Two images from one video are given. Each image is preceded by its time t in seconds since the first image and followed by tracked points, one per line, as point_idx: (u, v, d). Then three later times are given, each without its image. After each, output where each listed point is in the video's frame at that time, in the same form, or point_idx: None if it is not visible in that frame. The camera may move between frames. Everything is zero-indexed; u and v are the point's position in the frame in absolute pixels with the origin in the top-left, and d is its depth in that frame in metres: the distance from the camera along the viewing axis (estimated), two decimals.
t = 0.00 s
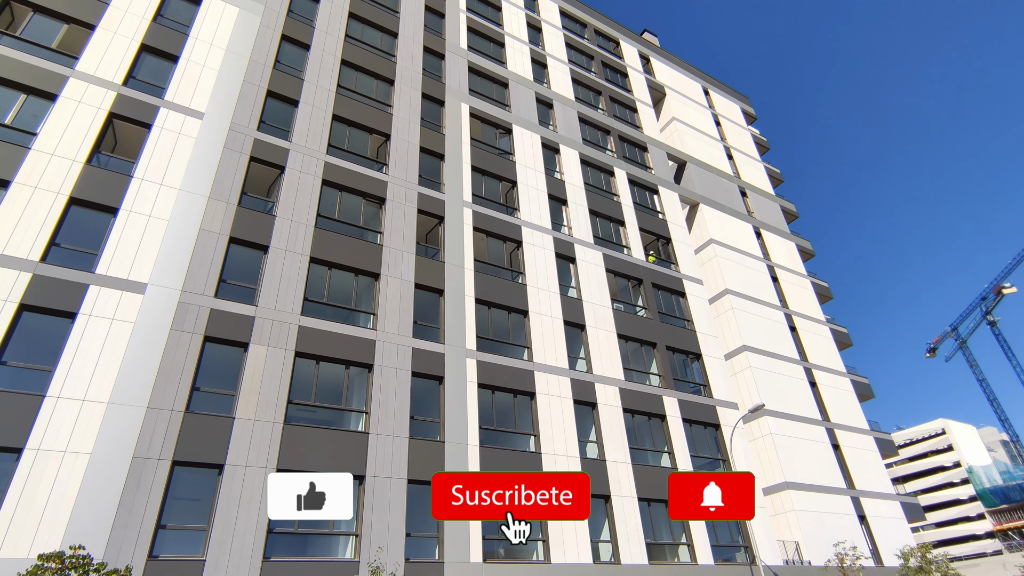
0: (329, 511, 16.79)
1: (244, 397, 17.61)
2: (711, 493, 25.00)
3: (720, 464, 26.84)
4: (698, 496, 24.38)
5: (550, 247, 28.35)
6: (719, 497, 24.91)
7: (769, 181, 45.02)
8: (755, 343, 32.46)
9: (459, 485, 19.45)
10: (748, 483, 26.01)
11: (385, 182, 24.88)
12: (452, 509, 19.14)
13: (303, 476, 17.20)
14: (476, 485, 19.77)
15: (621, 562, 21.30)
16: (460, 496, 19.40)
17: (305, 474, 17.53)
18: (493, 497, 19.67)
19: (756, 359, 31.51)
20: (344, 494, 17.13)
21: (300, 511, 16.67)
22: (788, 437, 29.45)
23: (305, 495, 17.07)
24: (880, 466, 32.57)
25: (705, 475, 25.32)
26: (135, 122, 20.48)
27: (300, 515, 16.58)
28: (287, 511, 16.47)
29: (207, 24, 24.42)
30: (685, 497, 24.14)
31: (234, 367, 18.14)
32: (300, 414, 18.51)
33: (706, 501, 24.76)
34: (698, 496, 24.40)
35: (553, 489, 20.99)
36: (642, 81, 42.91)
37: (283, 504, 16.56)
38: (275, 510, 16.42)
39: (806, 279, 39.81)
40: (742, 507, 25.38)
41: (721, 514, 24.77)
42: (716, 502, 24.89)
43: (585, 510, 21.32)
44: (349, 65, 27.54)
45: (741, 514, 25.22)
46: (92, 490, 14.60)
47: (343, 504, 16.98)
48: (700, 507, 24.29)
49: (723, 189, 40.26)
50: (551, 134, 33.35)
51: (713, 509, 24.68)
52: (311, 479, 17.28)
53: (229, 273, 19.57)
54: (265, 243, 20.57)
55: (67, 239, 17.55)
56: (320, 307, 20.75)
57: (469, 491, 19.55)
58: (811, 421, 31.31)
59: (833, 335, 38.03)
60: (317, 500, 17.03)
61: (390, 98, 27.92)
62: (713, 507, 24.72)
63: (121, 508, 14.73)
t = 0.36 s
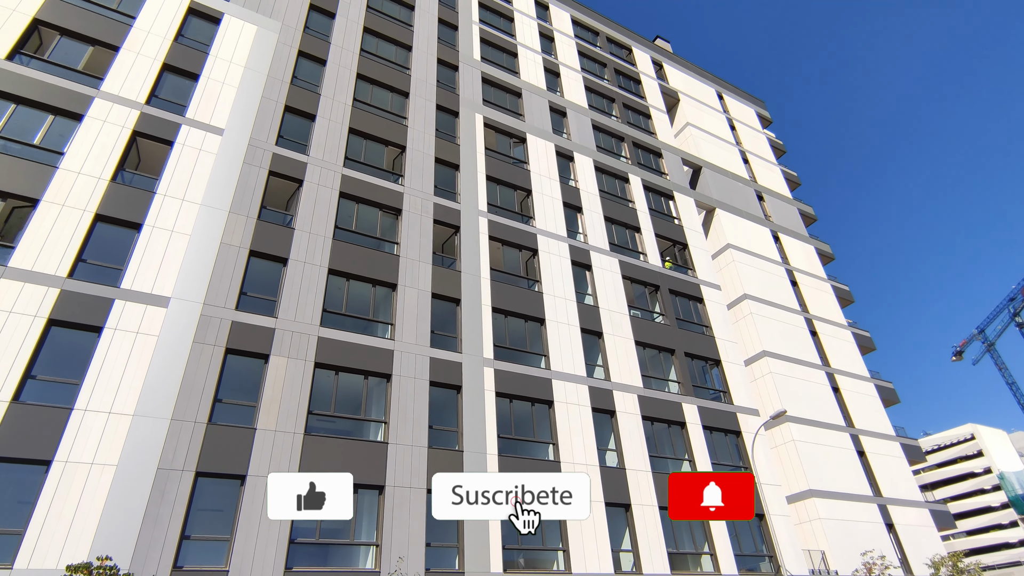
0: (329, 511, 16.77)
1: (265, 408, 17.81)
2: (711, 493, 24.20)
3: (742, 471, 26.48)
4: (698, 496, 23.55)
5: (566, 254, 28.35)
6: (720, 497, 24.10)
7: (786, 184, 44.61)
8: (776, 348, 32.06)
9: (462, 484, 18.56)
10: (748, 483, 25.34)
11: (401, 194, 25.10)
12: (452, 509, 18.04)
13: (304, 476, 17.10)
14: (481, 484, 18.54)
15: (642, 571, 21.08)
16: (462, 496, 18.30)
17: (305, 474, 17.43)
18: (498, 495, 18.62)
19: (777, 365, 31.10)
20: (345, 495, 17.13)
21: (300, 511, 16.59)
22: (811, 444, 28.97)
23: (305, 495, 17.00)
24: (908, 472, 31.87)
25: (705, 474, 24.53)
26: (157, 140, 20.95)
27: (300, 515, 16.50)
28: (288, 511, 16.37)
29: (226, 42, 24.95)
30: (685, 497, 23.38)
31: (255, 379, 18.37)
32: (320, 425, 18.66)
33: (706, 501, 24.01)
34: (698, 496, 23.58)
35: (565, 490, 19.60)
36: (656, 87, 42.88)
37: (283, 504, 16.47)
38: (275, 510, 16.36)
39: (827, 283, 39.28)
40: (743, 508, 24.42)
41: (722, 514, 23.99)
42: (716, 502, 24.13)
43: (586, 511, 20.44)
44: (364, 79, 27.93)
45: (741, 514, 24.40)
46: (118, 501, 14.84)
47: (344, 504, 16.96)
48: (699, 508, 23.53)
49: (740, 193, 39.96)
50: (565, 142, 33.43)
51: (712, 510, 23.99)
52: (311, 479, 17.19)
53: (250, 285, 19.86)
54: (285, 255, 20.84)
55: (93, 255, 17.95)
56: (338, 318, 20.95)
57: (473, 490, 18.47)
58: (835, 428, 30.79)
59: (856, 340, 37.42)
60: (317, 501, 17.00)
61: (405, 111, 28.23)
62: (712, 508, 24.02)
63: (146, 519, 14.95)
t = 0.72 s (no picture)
0: (329, 511, 17.19)
1: (288, 419, 18.02)
2: (711, 493, 24.19)
3: (768, 480, 26.04)
4: (697, 496, 23.53)
5: (585, 262, 28.30)
6: (720, 497, 23.93)
7: (807, 188, 44.07)
8: (800, 354, 31.56)
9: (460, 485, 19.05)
10: (749, 484, 24.79)
11: (419, 205, 25.32)
12: (454, 509, 18.26)
13: (304, 476, 17.36)
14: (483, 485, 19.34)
15: None
16: (461, 495, 18.60)
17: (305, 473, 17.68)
18: (499, 495, 19.25)
19: (801, 371, 30.59)
20: (345, 495, 17.56)
21: (300, 510, 16.95)
22: (838, 452, 28.40)
23: (305, 495, 17.38)
24: (940, 480, 31.05)
25: (705, 474, 24.56)
26: (183, 157, 21.44)
27: (301, 514, 16.90)
28: (288, 511, 16.63)
29: (248, 60, 25.50)
30: (685, 496, 23.20)
31: (278, 390, 18.60)
32: (342, 435, 18.81)
33: (705, 501, 23.93)
34: (698, 495, 23.58)
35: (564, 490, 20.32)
36: (672, 93, 42.77)
37: (283, 503, 16.67)
38: (274, 510, 16.46)
39: (851, 287, 38.62)
40: (744, 508, 23.81)
41: (723, 514, 23.52)
42: (716, 503, 23.86)
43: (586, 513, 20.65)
44: (382, 93, 28.32)
45: (741, 515, 23.62)
46: (147, 512, 15.10)
47: (343, 504, 17.40)
48: (699, 508, 23.33)
49: (760, 198, 39.56)
50: (581, 150, 33.46)
51: (712, 509, 23.70)
52: (311, 479, 17.47)
53: (272, 298, 20.17)
54: (306, 267, 21.13)
55: (121, 271, 18.39)
56: (359, 329, 21.15)
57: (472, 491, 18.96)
58: (863, 435, 30.14)
59: (883, 344, 36.69)
60: (317, 500, 17.49)
61: (423, 123, 28.54)
62: (712, 508, 23.74)
63: (174, 530, 15.16)
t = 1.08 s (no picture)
0: (329, 512, 16.93)
1: (310, 428, 18.19)
2: (711, 493, 23.09)
3: (793, 489, 25.60)
4: (697, 496, 22.42)
5: (603, 269, 28.23)
6: (720, 497, 22.91)
7: (828, 192, 43.51)
8: (823, 360, 31.05)
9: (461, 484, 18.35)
10: (749, 483, 23.94)
11: (437, 215, 25.51)
12: (453, 510, 18.02)
13: (303, 476, 17.13)
14: (481, 483, 18.19)
15: None
16: (461, 495, 18.10)
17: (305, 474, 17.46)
18: (498, 495, 18.12)
19: (825, 377, 30.08)
20: (344, 495, 17.32)
21: (299, 511, 16.67)
22: (865, 459, 27.82)
23: (305, 495, 17.04)
24: (973, 489, 30.23)
25: (705, 474, 23.50)
26: (206, 171, 21.89)
27: (300, 515, 16.63)
28: (288, 512, 16.49)
29: (269, 75, 26.00)
30: (684, 497, 22.27)
31: (299, 400, 18.80)
32: (363, 444, 18.93)
33: (705, 501, 22.82)
34: (698, 495, 22.45)
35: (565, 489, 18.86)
36: (688, 98, 42.63)
37: (283, 504, 16.54)
38: (274, 510, 16.43)
39: (875, 291, 37.94)
40: (744, 509, 23.03)
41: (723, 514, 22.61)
42: (716, 502, 22.88)
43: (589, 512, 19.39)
44: (400, 105, 28.66)
45: (741, 516, 22.89)
46: (173, 520, 15.33)
47: (343, 504, 17.16)
48: (699, 508, 22.31)
49: (779, 202, 39.14)
50: (598, 157, 33.45)
51: (712, 510, 22.70)
52: (311, 479, 17.22)
53: (294, 309, 20.43)
54: (326, 278, 21.39)
55: (148, 283, 18.79)
56: (379, 338, 21.32)
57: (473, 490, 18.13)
58: (890, 442, 29.49)
59: (909, 349, 35.94)
60: (317, 501, 17.09)
61: (439, 133, 28.80)
62: (712, 508, 22.74)
63: (199, 539, 15.36)
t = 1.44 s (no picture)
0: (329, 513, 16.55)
1: (330, 436, 18.34)
2: (711, 493, 22.34)
3: (817, 496, 25.16)
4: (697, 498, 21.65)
5: (620, 274, 28.11)
6: (720, 497, 22.06)
7: (849, 194, 42.92)
8: (847, 364, 30.53)
9: (461, 484, 16.71)
10: (749, 482, 22.98)
11: (454, 222, 25.65)
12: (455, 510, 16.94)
13: (303, 475, 16.43)
14: (481, 483, 16.50)
15: None
16: (461, 496, 16.61)
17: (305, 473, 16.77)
18: (499, 496, 16.51)
19: (848, 381, 29.56)
20: (345, 495, 16.89)
21: (299, 511, 16.15)
22: (891, 465, 27.24)
23: (304, 495, 16.40)
24: (1005, 496, 29.42)
25: (705, 473, 22.55)
26: (227, 182, 22.29)
27: (301, 516, 16.13)
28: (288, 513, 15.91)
29: (288, 87, 26.43)
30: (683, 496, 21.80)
31: (319, 407, 18.97)
32: (383, 451, 19.03)
33: (705, 501, 22.19)
34: (698, 496, 21.72)
35: (565, 490, 17.63)
36: (705, 102, 42.41)
37: (282, 504, 15.99)
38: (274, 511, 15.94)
39: (900, 293, 37.25)
40: (744, 508, 22.19)
41: (723, 515, 21.95)
42: (716, 503, 22.14)
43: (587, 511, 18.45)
44: (416, 113, 28.92)
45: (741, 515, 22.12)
46: (197, 527, 15.53)
47: (343, 505, 16.84)
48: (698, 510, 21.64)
49: (799, 205, 38.68)
50: (614, 162, 33.40)
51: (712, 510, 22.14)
52: (311, 479, 16.50)
53: (313, 317, 20.66)
54: (345, 286, 21.60)
55: (172, 293, 19.16)
56: (398, 345, 21.45)
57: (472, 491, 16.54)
58: (918, 448, 28.85)
59: (936, 352, 35.19)
60: (318, 500, 16.53)
61: (455, 141, 28.99)
62: (712, 508, 22.13)
63: (222, 545, 15.54)
